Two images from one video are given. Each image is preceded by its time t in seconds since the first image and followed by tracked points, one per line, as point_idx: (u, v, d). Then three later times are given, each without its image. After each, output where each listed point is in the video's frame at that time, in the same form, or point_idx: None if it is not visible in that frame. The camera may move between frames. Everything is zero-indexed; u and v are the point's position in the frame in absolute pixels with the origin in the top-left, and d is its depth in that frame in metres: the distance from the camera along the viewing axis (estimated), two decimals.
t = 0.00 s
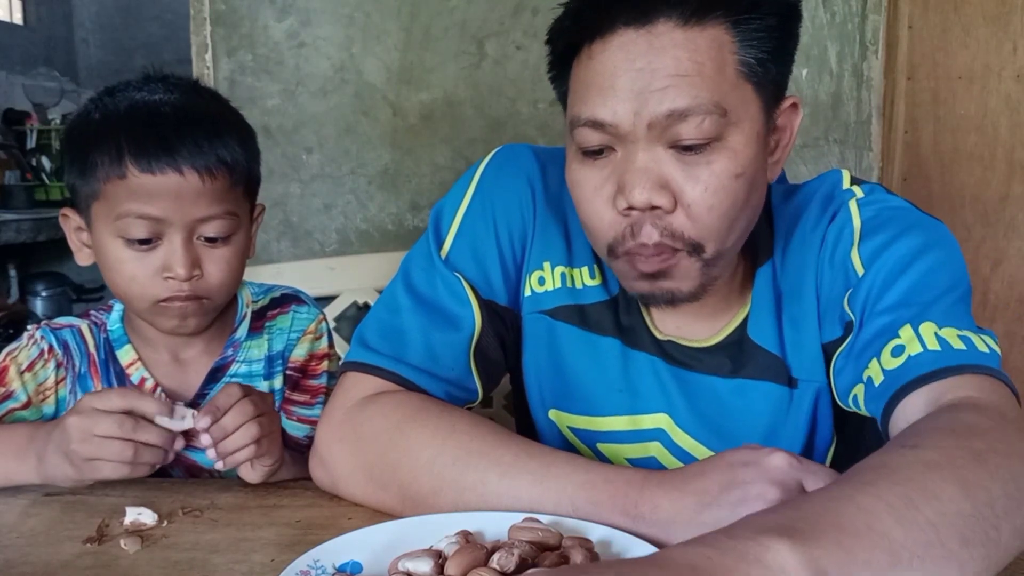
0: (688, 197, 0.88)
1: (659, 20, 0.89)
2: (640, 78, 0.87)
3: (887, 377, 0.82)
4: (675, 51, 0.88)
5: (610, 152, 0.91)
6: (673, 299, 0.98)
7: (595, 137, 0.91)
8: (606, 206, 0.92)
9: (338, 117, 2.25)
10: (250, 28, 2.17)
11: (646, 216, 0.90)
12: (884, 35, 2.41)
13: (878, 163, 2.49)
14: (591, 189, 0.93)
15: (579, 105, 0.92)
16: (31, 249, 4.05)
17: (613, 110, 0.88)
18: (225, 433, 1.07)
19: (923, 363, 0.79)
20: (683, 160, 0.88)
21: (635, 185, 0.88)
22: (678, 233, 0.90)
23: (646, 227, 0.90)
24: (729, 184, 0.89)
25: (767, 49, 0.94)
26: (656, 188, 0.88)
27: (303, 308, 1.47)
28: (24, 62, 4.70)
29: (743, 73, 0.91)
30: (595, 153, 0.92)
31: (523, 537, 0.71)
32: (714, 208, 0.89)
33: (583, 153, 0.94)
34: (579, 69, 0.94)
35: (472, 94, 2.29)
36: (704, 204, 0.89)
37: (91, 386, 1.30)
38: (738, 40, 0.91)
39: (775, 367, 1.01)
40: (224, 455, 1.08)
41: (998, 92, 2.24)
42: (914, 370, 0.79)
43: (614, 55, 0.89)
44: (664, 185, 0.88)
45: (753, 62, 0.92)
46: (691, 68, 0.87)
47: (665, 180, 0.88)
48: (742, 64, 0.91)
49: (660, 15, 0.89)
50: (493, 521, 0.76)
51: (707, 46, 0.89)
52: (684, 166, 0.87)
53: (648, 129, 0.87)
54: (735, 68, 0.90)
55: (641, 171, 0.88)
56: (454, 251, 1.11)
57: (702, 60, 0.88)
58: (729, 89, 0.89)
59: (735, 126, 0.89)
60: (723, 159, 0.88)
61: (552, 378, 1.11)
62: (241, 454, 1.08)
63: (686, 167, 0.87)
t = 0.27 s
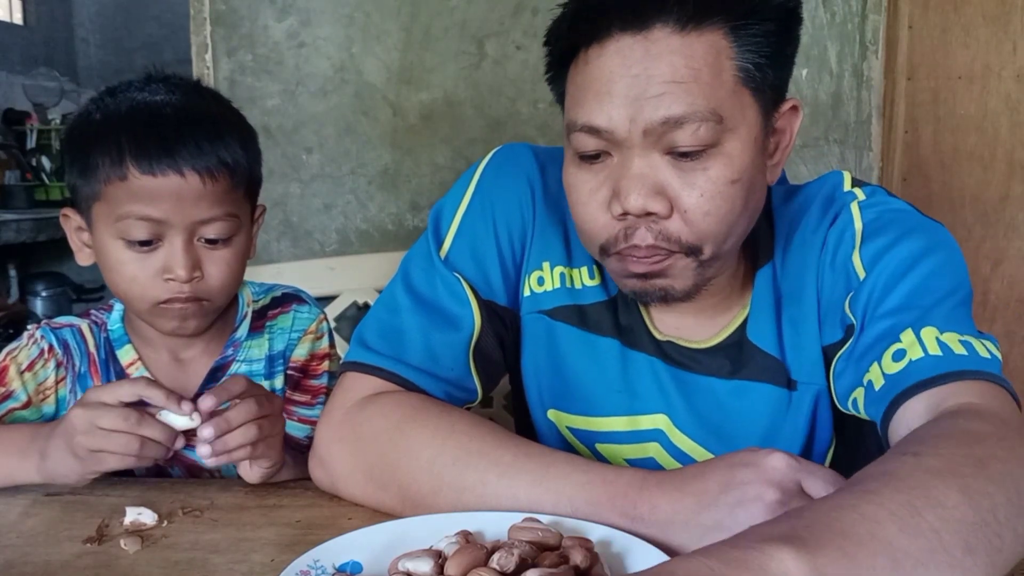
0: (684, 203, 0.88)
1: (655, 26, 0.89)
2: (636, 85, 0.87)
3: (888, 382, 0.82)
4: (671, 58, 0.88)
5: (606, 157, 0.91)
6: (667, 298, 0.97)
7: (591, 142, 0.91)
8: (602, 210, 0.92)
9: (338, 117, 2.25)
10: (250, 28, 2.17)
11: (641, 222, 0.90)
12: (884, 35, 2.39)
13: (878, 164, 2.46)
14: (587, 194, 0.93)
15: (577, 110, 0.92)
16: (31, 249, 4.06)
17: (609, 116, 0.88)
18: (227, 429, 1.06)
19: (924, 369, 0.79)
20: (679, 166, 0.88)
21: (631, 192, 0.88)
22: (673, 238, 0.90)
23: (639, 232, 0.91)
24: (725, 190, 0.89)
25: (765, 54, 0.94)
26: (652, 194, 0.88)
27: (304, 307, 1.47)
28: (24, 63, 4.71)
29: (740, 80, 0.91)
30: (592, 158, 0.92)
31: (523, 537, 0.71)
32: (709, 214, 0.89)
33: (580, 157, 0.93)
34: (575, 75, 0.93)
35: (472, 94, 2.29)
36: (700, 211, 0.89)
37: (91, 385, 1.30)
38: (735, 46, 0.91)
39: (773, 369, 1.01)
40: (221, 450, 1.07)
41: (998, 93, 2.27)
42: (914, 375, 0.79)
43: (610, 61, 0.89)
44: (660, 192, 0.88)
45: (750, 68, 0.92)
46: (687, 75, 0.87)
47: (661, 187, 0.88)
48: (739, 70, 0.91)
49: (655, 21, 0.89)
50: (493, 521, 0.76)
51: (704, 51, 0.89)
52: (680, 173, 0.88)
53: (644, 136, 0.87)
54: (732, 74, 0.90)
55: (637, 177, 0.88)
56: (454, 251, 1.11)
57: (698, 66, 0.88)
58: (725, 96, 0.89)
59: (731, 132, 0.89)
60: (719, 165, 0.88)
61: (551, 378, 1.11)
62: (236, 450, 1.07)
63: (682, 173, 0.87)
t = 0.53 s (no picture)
0: (686, 208, 0.88)
1: (655, 29, 0.89)
2: (637, 90, 0.87)
3: (896, 383, 0.82)
4: (671, 63, 0.87)
5: (608, 161, 0.91)
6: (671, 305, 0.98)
7: (592, 146, 0.91)
8: (603, 214, 0.92)
9: (338, 118, 2.25)
10: (250, 28, 2.17)
11: (643, 227, 0.90)
12: (884, 35, 2.40)
13: (879, 164, 2.47)
14: (588, 197, 0.93)
15: (577, 113, 0.92)
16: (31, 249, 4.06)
17: (610, 121, 0.88)
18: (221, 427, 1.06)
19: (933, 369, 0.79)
20: (680, 171, 0.88)
21: (632, 197, 0.88)
22: (677, 242, 0.91)
23: (644, 239, 0.91)
24: (726, 195, 0.89)
25: (766, 58, 0.94)
26: (652, 200, 0.88)
27: (305, 306, 1.46)
28: (25, 62, 4.71)
29: (741, 84, 0.91)
30: (593, 163, 0.92)
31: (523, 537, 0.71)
32: (710, 219, 0.89)
33: (580, 162, 0.93)
34: (576, 78, 0.93)
35: (472, 94, 2.29)
36: (700, 216, 0.89)
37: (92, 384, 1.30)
38: (737, 50, 0.91)
39: (775, 368, 1.01)
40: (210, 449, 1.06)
41: (998, 92, 2.26)
42: (923, 376, 0.79)
43: (610, 65, 0.89)
44: (661, 197, 0.88)
45: (750, 72, 0.91)
46: (687, 80, 0.87)
47: (662, 192, 0.88)
48: (740, 75, 0.91)
49: (655, 25, 0.89)
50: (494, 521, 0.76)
51: (704, 55, 0.88)
52: (681, 178, 0.88)
53: (644, 142, 0.87)
54: (733, 79, 0.90)
55: (637, 182, 0.88)
56: (454, 251, 1.11)
57: (699, 71, 0.88)
58: (726, 100, 0.89)
59: (732, 137, 0.89)
60: (720, 171, 0.88)
61: (552, 377, 1.11)
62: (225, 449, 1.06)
63: (683, 178, 0.88)
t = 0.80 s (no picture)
0: (684, 207, 0.88)
1: (654, 29, 0.89)
2: (636, 88, 0.87)
3: (915, 392, 0.79)
4: (670, 61, 0.88)
5: (608, 161, 0.91)
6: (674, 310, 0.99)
7: (592, 146, 0.91)
8: (603, 215, 0.92)
9: (338, 117, 2.25)
10: (250, 28, 2.17)
11: (643, 227, 0.90)
12: (884, 35, 2.41)
13: (879, 164, 2.49)
14: (588, 196, 0.93)
15: (576, 113, 0.92)
16: (31, 249, 4.07)
17: (609, 119, 0.88)
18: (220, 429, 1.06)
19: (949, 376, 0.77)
20: (679, 170, 0.88)
21: (632, 195, 0.89)
22: (676, 244, 0.91)
23: (644, 240, 0.91)
24: (725, 194, 0.89)
25: (765, 57, 0.94)
26: (652, 198, 0.88)
27: (305, 306, 1.47)
28: (25, 62, 4.71)
29: (740, 82, 0.91)
30: (592, 162, 0.92)
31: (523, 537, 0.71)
32: (709, 219, 0.89)
33: (580, 160, 0.94)
34: (575, 77, 0.94)
35: (472, 94, 2.29)
36: (700, 215, 0.89)
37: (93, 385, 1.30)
38: (736, 48, 0.91)
39: (777, 369, 1.01)
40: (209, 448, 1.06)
41: (998, 92, 2.25)
42: (945, 385, 0.76)
43: (610, 64, 0.89)
44: (660, 195, 0.88)
45: (749, 71, 0.91)
46: (686, 78, 0.87)
47: (662, 190, 0.88)
48: (739, 73, 0.91)
49: (654, 25, 0.89)
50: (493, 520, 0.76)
51: (703, 54, 0.88)
52: (681, 176, 0.88)
53: (644, 139, 0.87)
54: (732, 77, 0.90)
55: (637, 180, 0.88)
56: (454, 251, 1.11)
57: (698, 70, 0.88)
58: (725, 99, 0.89)
59: (731, 136, 0.89)
60: (719, 169, 0.88)
61: (552, 376, 1.11)
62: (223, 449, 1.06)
63: (683, 177, 0.88)
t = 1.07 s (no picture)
0: (686, 206, 0.88)
1: (655, 29, 0.89)
2: (637, 88, 0.87)
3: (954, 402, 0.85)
4: (671, 61, 0.88)
5: (608, 162, 0.90)
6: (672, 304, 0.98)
7: (593, 147, 0.90)
8: (603, 215, 0.92)
9: (338, 117, 2.25)
10: (250, 28, 2.17)
11: (643, 227, 0.90)
12: (884, 36, 2.42)
13: (879, 163, 2.49)
14: (589, 199, 0.93)
15: (577, 114, 0.92)
16: (31, 249, 4.07)
17: (610, 120, 0.88)
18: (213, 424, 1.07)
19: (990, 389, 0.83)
20: (680, 170, 0.88)
21: (633, 196, 0.88)
22: (677, 242, 0.90)
23: (642, 237, 0.90)
24: (727, 194, 0.89)
25: (765, 57, 0.94)
26: (653, 199, 0.88)
27: (306, 306, 1.46)
28: (26, 62, 4.71)
29: (741, 82, 0.91)
30: (593, 163, 0.92)
31: (523, 537, 0.71)
32: (711, 218, 0.89)
33: (581, 163, 0.93)
34: (575, 78, 0.93)
35: (472, 94, 2.30)
36: (702, 214, 0.89)
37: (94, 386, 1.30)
38: (736, 48, 0.91)
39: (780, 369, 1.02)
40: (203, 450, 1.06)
41: (999, 92, 2.24)
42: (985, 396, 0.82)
43: (610, 66, 0.89)
44: (662, 196, 0.88)
45: (750, 70, 0.92)
46: (687, 78, 0.87)
47: (663, 191, 0.88)
48: (740, 73, 0.91)
49: (654, 25, 0.89)
50: (493, 521, 0.76)
51: (704, 53, 0.89)
52: (682, 176, 0.88)
53: (645, 140, 0.87)
54: (733, 77, 0.90)
55: (638, 181, 0.88)
56: (454, 251, 1.11)
57: (698, 69, 0.88)
58: (726, 98, 0.89)
59: (732, 135, 0.89)
60: (721, 169, 0.88)
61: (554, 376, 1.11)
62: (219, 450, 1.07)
63: (684, 176, 0.88)
